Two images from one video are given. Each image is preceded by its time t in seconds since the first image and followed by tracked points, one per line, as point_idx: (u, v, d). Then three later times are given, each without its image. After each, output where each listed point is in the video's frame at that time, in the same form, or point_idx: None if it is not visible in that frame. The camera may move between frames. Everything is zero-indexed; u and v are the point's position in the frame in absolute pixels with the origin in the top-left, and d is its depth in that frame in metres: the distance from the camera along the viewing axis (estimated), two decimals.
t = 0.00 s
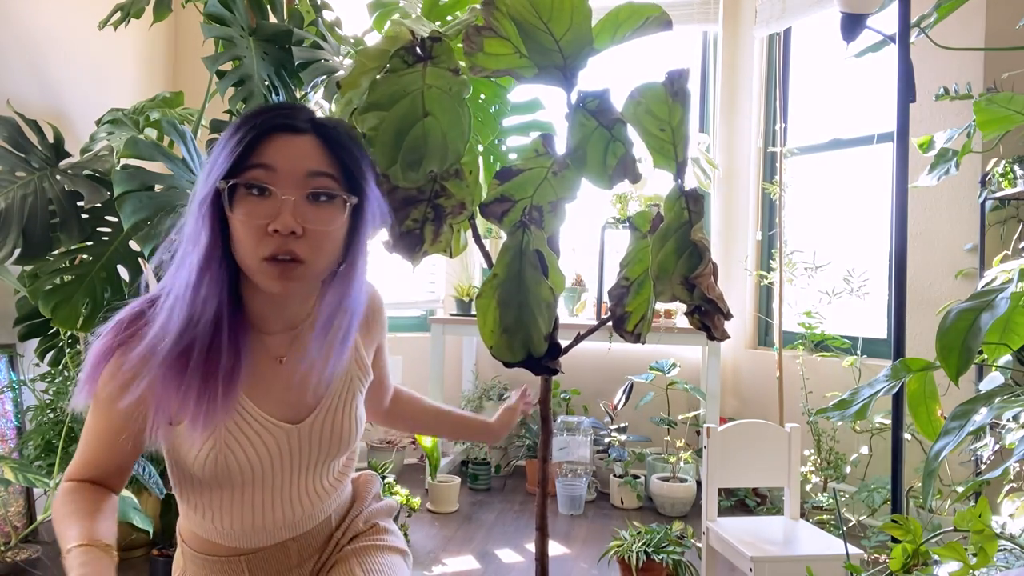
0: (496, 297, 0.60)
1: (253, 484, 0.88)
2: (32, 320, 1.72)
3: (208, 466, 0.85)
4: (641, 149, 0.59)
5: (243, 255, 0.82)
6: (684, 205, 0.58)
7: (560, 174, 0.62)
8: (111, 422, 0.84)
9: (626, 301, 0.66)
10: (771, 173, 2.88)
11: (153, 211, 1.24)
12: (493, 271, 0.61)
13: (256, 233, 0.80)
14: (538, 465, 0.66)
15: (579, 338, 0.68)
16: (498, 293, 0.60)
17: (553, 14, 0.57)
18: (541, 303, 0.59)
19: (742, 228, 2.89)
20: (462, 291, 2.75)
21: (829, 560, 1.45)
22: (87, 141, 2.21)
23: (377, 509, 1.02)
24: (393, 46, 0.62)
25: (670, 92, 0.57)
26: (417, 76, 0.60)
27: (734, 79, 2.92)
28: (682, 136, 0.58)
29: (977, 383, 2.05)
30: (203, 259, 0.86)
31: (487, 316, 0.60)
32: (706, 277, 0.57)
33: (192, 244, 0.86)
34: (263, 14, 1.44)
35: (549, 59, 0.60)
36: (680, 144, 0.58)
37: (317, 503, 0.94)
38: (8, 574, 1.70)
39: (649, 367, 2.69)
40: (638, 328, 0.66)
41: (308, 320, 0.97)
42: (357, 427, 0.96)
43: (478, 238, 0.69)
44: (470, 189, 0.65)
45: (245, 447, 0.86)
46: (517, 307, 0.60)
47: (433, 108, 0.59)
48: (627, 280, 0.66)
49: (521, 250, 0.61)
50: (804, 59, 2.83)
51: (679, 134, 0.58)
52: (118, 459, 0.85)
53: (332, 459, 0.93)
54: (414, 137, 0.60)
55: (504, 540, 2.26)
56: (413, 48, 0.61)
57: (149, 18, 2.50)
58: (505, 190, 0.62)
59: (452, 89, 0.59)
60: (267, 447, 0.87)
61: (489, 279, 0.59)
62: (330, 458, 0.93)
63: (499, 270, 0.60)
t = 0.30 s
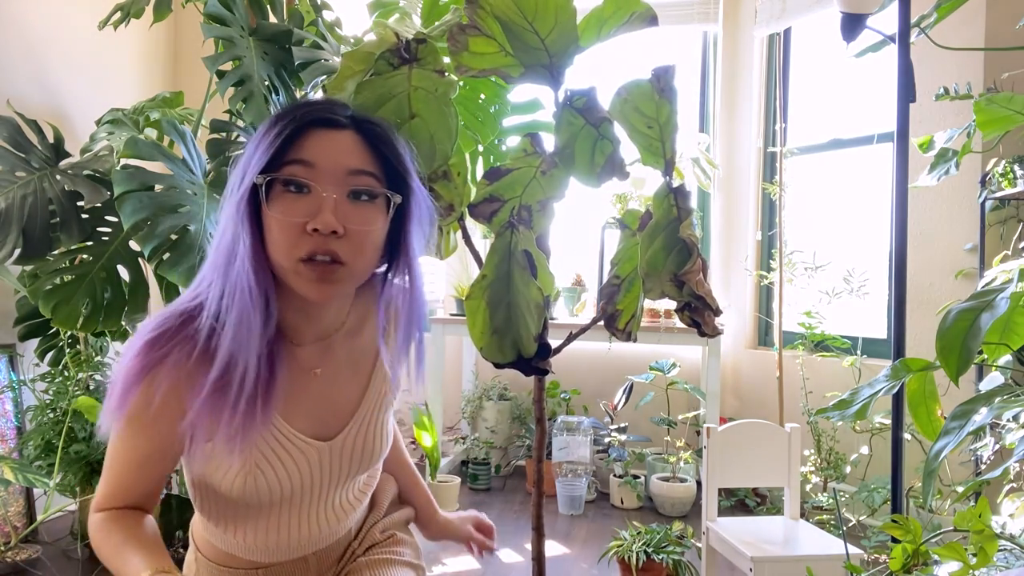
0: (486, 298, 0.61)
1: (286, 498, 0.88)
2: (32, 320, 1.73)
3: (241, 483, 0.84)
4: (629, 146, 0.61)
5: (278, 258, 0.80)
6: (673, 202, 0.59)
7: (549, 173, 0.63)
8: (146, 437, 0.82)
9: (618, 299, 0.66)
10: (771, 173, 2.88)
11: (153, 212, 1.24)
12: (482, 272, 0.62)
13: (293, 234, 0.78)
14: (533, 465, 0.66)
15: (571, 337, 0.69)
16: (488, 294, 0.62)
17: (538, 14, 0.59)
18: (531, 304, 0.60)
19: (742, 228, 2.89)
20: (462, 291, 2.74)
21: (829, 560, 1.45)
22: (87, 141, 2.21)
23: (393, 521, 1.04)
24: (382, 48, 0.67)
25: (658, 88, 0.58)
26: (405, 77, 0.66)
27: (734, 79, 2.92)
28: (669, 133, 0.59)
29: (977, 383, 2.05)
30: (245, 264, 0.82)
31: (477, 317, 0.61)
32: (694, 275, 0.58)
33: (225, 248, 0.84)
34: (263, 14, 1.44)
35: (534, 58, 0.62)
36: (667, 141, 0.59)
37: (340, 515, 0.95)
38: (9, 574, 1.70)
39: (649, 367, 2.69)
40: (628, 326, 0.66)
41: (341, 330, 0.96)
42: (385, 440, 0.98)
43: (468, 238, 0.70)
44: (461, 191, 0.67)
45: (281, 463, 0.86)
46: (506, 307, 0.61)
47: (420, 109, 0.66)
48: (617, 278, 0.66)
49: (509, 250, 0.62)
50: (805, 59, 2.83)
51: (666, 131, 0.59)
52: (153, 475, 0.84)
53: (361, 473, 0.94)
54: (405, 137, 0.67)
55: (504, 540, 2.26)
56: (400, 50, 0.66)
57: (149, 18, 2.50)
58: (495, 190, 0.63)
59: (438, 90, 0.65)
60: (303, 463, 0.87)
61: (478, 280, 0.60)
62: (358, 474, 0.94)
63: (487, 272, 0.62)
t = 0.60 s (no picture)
0: (487, 296, 0.62)
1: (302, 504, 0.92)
2: (32, 320, 1.73)
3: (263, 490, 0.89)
4: (633, 148, 0.61)
5: (289, 265, 0.82)
6: (675, 202, 0.59)
7: (552, 173, 0.63)
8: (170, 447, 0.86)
9: (619, 299, 0.66)
10: (771, 173, 2.88)
11: (153, 211, 1.24)
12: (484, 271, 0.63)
13: (305, 238, 0.80)
14: (533, 465, 0.66)
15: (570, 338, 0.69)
16: (491, 293, 0.62)
17: (543, 14, 0.59)
18: (533, 303, 0.61)
19: (742, 228, 2.89)
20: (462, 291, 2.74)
21: (828, 560, 1.45)
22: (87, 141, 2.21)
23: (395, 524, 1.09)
24: (386, 48, 0.67)
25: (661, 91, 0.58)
26: (409, 77, 0.66)
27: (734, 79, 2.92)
28: (673, 136, 0.59)
29: (977, 383, 2.05)
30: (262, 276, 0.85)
31: (479, 316, 0.62)
32: (696, 276, 0.58)
33: (247, 257, 0.87)
34: (263, 14, 1.44)
35: (539, 60, 0.62)
36: (670, 143, 0.59)
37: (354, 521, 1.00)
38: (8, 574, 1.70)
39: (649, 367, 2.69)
40: (631, 326, 0.66)
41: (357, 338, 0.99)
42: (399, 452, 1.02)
43: (472, 238, 0.70)
44: (464, 190, 0.69)
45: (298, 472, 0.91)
46: (508, 307, 0.61)
47: (423, 110, 0.66)
48: (619, 278, 0.66)
49: (511, 250, 0.62)
50: (804, 59, 2.83)
51: (669, 133, 0.59)
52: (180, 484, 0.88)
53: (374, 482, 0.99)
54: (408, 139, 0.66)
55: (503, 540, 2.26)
56: (404, 50, 0.66)
57: (149, 18, 2.50)
58: (498, 190, 0.63)
59: (443, 90, 0.65)
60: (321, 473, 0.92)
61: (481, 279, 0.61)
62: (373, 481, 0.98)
63: (490, 271, 0.62)
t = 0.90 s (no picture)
0: (489, 295, 0.62)
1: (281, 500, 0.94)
2: (32, 319, 1.73)
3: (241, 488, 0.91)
4: (634, 148, 0.60)
5: (250, 260, 0.83)
6: (677, 202, 0.59)
7: (553, 173, 0.63)
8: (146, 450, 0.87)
9: (620, 300, 0.66)
10: (771, 173, 2.89)
11: (153, 211, 1.24)
12: (486, 270, 0.63)
13: (261, 232, 0.81)
14: (534, 466, 0.66)
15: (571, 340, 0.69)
16: (492, 293, 0.62)
17: (544, 13, 0.59)
18: (534, 303, 0.61)
19: (742, 228, 2.89)
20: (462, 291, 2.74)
21: (829, 560, 1.45)
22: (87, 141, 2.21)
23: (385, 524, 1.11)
24: (386, 48, 0.67)
25: (662, 91, 0.58)
26: (409, 76, 0.65)
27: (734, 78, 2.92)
28: (674, 136, 0.59)
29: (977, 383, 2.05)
30: (217, 272, 0.87)
31: (480, 317, 0.62)
32: (697, 276, 0.58)
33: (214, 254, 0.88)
34: (263, 14, 1.44)
35: (541, 59, 0.62)
36: (671, 144, 0.59)
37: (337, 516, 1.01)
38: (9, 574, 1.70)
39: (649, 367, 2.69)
40: (632, 327, 0.66)
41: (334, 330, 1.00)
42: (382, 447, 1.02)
43: (472, 237, 0.70)
44: (464, 190, 0.71)
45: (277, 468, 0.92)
46: (509, 307, 0.62)
47: (425, 109, 0.65)
48: (620, 278, 0.66)
49: (511, 250, 0.63)
50: (804, 59, 2.83)
51: (670, 134, 0.59)
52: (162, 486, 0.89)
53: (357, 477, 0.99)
54: (409, 139, 0.65)
55: (503, 540, 2.26)
56: (405, 50, 0.66)
57: (150, 18, 2.50)
58: (499, 190, 0.64)
59: (444, 90, 0.64)
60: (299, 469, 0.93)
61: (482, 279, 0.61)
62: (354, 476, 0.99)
63: (490, 270, 0.63)
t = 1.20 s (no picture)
0: (490, 296, 0.62)
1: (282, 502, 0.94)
2: (32, 320, 1.73)
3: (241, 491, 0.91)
4: (636, 148, 0.60)
5: (250, 262, 0.83)
6: (679, 202, 0.59)
7: (555, 174, 0.63)
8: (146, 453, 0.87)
9: (621, 300, 0.66)
10: (771, 173, 2.89)
11: (153, 211, 1.24)
12: (488, 271, 0.63)
13: (260, 234, 0.81)
14: (536, 466, 0.66)
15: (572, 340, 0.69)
16: (494, 293, 0.62)
17: (547, 13, 0.59)
18: (536, 304, 0.61)
19: (742, 228, 2.89)
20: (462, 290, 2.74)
21: (829, 561, 1.44)
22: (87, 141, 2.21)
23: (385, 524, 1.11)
24: (388, 48, 0.67)
25: (665, 91, 0.58)
26: (411, 76, 0.65)
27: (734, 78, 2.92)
28: (676, 137, 0.59)
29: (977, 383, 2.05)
30: (217, 277, 0.87)
31: (482, 317, 0.62)
32: (699, 276, 0.58)
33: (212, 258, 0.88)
34: (263, 14, 1.44)
35: (543, 59, 0.62)
36: (674, 144, 0.59)
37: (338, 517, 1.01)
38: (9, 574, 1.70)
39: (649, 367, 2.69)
40: (633, 327, 0.66)
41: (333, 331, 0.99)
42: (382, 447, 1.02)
43: (473, 237, 0.70)
44: (466, 190, 0.71)
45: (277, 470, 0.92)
46: (510, 307, 0.62)
47: (427, 109, 0.65)
48: (622, 279, 0.66)
49: (513, 250, 0.63)
50: (804, 59, 2.83)
51: (673, 135, 0.59)
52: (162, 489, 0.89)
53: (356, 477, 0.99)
54: (410, 139, 0.65)
55: (503, 540, 2.26)
56: (407, 50, 0.66)
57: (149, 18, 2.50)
58: (500, 190, 0.64)
59: (446, 89, 0.64)
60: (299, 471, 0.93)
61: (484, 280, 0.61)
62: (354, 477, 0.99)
63: (493, 271, 0.63)
